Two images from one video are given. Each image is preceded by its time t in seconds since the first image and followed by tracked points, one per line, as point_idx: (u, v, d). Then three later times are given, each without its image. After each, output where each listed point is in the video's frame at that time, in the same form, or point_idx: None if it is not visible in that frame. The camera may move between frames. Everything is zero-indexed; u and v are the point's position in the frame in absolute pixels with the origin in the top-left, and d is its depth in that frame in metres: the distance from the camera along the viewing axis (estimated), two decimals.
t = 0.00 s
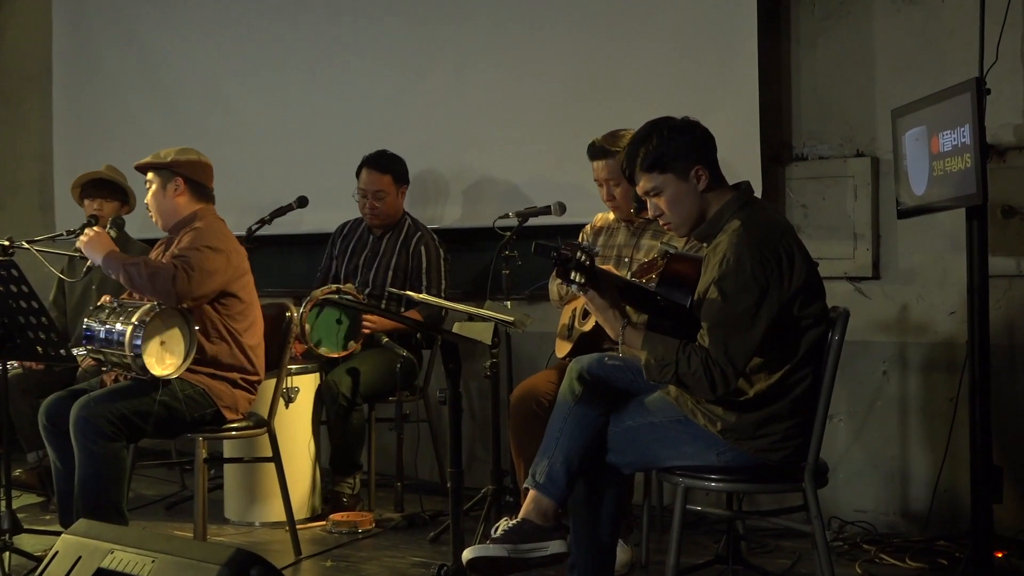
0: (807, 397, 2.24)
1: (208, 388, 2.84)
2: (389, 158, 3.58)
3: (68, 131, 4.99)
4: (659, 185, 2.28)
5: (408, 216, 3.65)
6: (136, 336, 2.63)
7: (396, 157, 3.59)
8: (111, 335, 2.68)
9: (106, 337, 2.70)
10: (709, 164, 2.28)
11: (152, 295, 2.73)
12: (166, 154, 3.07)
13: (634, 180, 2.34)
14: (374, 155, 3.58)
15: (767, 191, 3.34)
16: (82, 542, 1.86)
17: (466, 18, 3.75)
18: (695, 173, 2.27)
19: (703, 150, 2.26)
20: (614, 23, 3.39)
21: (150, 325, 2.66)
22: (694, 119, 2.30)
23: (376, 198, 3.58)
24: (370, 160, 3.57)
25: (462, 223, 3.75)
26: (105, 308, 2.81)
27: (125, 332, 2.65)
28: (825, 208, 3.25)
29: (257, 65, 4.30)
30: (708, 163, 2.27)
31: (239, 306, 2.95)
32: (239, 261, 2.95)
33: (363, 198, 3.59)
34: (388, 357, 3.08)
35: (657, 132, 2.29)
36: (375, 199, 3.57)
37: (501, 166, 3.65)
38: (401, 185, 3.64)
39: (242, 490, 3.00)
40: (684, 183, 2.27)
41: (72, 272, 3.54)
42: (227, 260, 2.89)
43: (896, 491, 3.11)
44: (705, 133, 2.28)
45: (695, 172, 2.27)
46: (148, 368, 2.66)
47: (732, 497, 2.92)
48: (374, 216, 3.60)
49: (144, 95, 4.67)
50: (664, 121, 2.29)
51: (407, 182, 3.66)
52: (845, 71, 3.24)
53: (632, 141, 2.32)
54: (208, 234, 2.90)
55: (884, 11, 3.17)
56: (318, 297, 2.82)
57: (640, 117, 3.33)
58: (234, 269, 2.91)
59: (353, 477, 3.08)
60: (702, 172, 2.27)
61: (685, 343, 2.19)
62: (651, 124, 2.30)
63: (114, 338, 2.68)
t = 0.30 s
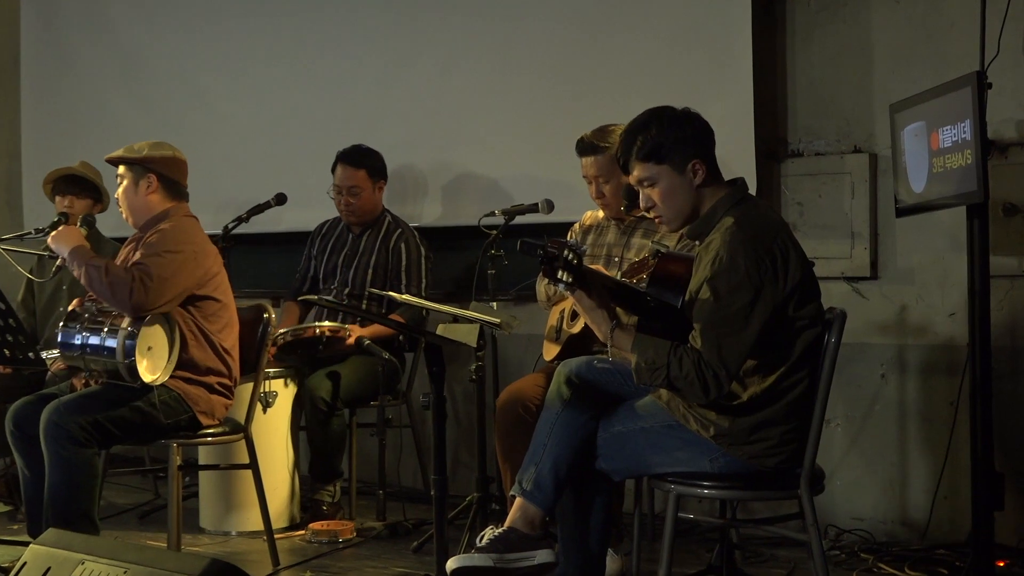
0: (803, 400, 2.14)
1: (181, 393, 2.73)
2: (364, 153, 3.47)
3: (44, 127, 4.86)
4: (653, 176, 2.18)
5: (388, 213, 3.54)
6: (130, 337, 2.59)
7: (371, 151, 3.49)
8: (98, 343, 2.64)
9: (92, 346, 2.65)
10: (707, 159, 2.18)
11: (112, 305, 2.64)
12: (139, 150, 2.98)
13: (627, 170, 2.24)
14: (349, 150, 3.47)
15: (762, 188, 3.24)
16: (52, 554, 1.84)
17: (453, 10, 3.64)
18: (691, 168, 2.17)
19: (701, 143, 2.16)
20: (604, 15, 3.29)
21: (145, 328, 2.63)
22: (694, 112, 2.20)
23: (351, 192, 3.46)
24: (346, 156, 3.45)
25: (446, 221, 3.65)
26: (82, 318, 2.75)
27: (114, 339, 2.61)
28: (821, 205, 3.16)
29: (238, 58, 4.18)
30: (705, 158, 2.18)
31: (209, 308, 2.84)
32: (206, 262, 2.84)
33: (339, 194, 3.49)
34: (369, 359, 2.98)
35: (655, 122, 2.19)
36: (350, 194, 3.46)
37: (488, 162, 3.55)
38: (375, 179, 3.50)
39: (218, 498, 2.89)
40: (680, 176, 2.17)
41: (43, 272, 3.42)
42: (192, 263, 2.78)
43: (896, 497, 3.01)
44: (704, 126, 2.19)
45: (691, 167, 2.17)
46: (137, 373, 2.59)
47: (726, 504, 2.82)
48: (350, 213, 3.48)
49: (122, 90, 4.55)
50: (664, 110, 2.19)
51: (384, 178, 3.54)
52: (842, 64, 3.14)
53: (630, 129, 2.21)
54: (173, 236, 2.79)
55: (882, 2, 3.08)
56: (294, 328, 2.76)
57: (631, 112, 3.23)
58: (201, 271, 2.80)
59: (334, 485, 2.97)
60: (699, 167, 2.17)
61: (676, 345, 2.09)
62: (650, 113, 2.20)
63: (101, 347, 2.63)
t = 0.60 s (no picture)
0: (798, 406, 2.04)
1: (152, 399, 2.62)
2: (333, 150, 3.39)
3: (17, 123, 4.72)
4: (652, 164, 2.08)
5: (362, 212, 3.43)
6: (108, 344, 2.50)
7: (340, 149, 3.41)
8: (69, 351, 2.53)
9: (60, 354, 2.54)
10: (709, 154, 2.08)
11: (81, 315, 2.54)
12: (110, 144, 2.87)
13: (627, 155, 2.14)
14: (318, 148, 3.40)
15: (755, 188, 3.13)
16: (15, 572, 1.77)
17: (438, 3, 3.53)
18: (692, 162, 2.07)
19: (704, 136, 2.06)
20: (595, 9, 3.19)
21: (121, 336, 2.53)
22: (702, 104, 2.10)
23: (319, 190, 3.37)
24: (313, 153, 3.39)
25: (428, 221, 3.54)
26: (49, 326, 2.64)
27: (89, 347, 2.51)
28: (817, 205, 3.06)
29: (217, 54, 4.06)
30: (707, 151, 2.07)
31: (181, 313, 2.75)
32: (179, 266, 2.74)
33: (307, 192, 3.39)
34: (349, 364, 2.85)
35: (660, 110, 2.09)
36: (319, 191, 3.37)
37: (474, 161, 3.45)
38: (346, 176, 3.40)
39: (192, 511, 2.79)
40: (679, 168, 2.07)
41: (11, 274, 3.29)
42: (164, 267, 2.68)
43: (893, 508, 2.92)
44: (711, 119, 2.09)
45: (692, 160, 2.07)
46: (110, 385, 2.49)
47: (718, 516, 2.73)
48: (321, 211, 3.38)
49: (98, 85, 4.41)
50: (670, 98, 2.09)
51: (355, 175, 3.44)
52: (838, 59, 3.04)
53: (634, 113, 2.11)
54: (143, 239, 2.68)
55: None
56: (267, 354, 2.52)
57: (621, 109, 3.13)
58: (173, 277, 2.70)
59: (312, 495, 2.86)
60: (700, 161, 2.07)
61: (666, 348, 1.99)
62: (656, 99, 2.10)
63: (72, 354, 2.53)
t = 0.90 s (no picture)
0: (794, 414, 1.95)
1: (125, 408, 2.52)
2: (300, 149, 3.32)
3: None
4: (650, 157, 1.97)
5: (337, 212, 3.35)
6: (84, 354, 2.38)
7: (309, 147, 3.33)
8: (40, 358, 2.40)
9: (32, 361, 2.41)
10: (709, 151, 1.98)
11: (53, 325, 2.44)
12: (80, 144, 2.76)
13: (624, 147, 2.04)
14: (285, 147, 3.33)
15: (748, 188, 3.03)
16: None
17: None
18: (691, 158, 1.97)
19: (706, 132, 1.96)
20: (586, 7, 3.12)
21: (98, 347, 2.41)
22: (706, 100, 2.00)
23: (289, 189, 3.29)
24: (280, 153, 3.31)
25: (410, 223, 3.44)
26: (22, 334, 2.51)
27: (68, 355, 2.38)
28: (813, 207, 2.96)
29: (192, 50, 3.92)
30: (707, 149, 1.97)
31: (157, 321, 2.64)
32: (156, 272, 2.62)
33: (277, 191, 3.31)
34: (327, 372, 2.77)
35: (661, 103, 1.98)
36: (288, 190, 3.28)
37: (461, 161, 3.35)
38: (315, 173, 3.31)
39: (165, 526, 2.69)
40: (677, 164, 1.97)
41: None
42: (140, 274, 2.57)
43: (891, 520, 2.83)
44: (713, 115, 1.99)
45: (691, 157, 1.97)
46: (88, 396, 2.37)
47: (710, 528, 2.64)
48: (291, 211, 3.30)
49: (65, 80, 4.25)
50: (672, 91, 1.99)
51: (326, 173, 3.35)
52: (835, 57, 2.95)
53: (636, 104, 2.01)
54: (118, 244, 2.57)
55: None
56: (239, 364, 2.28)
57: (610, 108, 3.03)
58: (149, 284, 2.58)
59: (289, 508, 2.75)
60: (699, 158, 1.97)
61: (657, 354, 1.90)
62: (659, 91, 1.99)
63: (44, 362, 2.40)
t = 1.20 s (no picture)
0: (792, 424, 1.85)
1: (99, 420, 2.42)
2: (284, 148, 3.27)
3: None
4: (643, 159, 1.88)
5: (320, 214, 3.28)
6: (54, 364, 2.27)
7: (292, 146, 3.29)
8: (10, 368, 2.30)
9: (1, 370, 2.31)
10: (706, 152, 1.89)
11: (22, 333, 2.35)
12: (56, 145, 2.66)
13: (617, 149, 1.95)
14: (268, 146, 3.28)
15: (745, 191, 2.94)
16: None
17: None
18: (686, 160, 1.88)
19: (702, 131, 1.87)
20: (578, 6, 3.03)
21: (70, 356, 2.31)
22: (702, 100, 1.91)
23: (267, 186, 3.23)
24: (262, 150, 3.26)
25: (399, 227, 3.35)
26: None
27: (37, 365, 2.28)
28: (811, 211, 2.87)
29: (175, 50, 3.83)
30: (703, 150, 1.88)
31: (134, 330, 2.53)
32: (134, 279, 2.52)
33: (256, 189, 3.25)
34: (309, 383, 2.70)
35: (655, 103, 1.89)
36: (267, 187, 3.22)
37: (450, 163, 3.26)
38: (294, 171, 3.25)
39: (140, 543, 2.59)
40: (672, 166, 1.88)
41: None
42: (117, 281, 2.47)
43: (893, 535, 2.75)
44: (709, 116, 1.90)
45: (686, 159, 1.88)
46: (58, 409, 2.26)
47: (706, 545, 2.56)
48: (269, 210, 3.23)
49: (45, 81, 4.15)
50: (666, 91, 1.90)
51: (307, 173, 3.30)
52: (833, 56, 2.87)
53: (629, 103, 1.92)
54: (94, 250, 2.47)
55: None
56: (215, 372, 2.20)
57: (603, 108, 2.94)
58: (126, 291, 2.48)
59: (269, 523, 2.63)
60: (695, 160, 1.88)
61: (650, 362, 1.81)
62: (652, 91, 1.91)
63: (13, 372, 2.29)
